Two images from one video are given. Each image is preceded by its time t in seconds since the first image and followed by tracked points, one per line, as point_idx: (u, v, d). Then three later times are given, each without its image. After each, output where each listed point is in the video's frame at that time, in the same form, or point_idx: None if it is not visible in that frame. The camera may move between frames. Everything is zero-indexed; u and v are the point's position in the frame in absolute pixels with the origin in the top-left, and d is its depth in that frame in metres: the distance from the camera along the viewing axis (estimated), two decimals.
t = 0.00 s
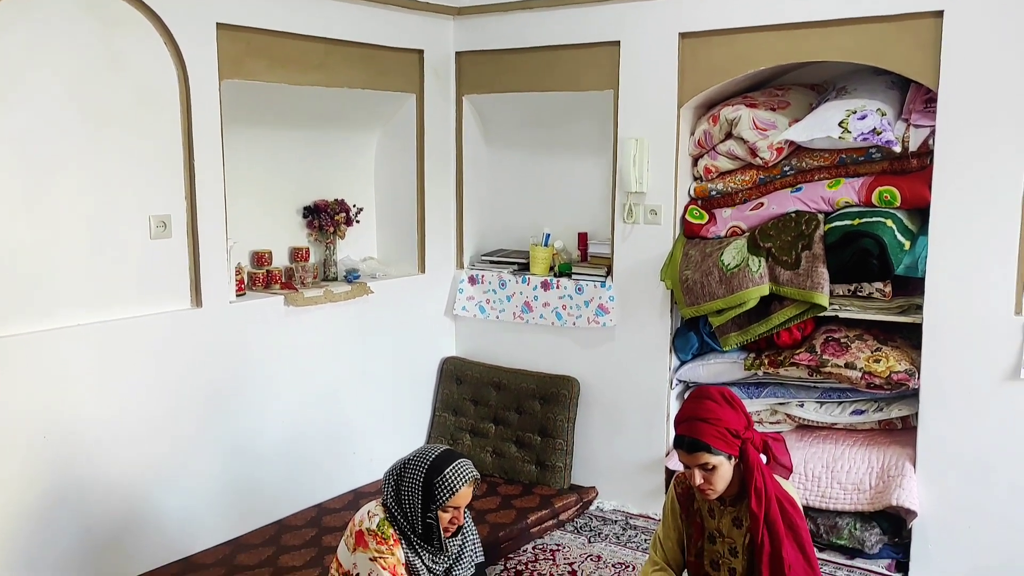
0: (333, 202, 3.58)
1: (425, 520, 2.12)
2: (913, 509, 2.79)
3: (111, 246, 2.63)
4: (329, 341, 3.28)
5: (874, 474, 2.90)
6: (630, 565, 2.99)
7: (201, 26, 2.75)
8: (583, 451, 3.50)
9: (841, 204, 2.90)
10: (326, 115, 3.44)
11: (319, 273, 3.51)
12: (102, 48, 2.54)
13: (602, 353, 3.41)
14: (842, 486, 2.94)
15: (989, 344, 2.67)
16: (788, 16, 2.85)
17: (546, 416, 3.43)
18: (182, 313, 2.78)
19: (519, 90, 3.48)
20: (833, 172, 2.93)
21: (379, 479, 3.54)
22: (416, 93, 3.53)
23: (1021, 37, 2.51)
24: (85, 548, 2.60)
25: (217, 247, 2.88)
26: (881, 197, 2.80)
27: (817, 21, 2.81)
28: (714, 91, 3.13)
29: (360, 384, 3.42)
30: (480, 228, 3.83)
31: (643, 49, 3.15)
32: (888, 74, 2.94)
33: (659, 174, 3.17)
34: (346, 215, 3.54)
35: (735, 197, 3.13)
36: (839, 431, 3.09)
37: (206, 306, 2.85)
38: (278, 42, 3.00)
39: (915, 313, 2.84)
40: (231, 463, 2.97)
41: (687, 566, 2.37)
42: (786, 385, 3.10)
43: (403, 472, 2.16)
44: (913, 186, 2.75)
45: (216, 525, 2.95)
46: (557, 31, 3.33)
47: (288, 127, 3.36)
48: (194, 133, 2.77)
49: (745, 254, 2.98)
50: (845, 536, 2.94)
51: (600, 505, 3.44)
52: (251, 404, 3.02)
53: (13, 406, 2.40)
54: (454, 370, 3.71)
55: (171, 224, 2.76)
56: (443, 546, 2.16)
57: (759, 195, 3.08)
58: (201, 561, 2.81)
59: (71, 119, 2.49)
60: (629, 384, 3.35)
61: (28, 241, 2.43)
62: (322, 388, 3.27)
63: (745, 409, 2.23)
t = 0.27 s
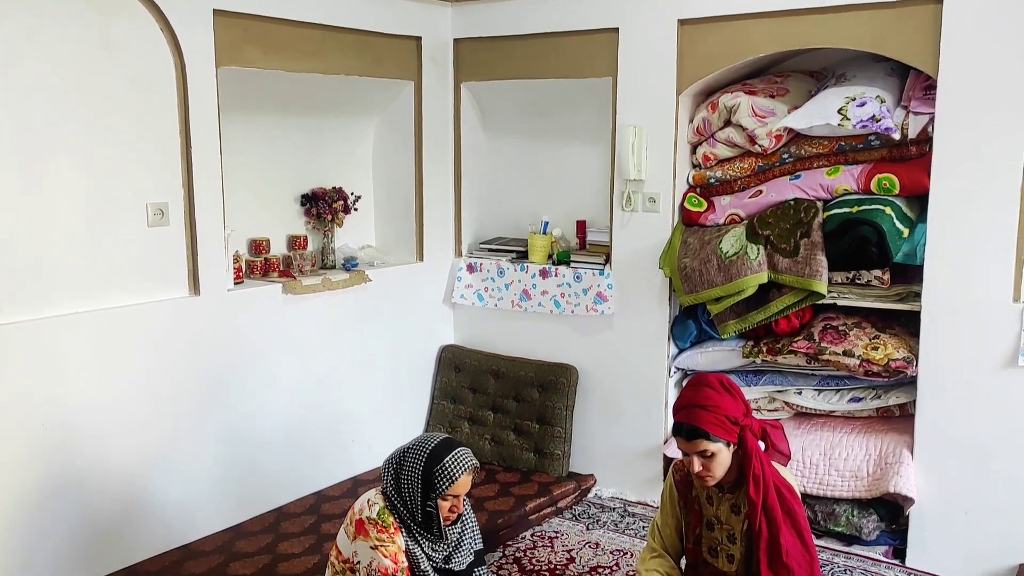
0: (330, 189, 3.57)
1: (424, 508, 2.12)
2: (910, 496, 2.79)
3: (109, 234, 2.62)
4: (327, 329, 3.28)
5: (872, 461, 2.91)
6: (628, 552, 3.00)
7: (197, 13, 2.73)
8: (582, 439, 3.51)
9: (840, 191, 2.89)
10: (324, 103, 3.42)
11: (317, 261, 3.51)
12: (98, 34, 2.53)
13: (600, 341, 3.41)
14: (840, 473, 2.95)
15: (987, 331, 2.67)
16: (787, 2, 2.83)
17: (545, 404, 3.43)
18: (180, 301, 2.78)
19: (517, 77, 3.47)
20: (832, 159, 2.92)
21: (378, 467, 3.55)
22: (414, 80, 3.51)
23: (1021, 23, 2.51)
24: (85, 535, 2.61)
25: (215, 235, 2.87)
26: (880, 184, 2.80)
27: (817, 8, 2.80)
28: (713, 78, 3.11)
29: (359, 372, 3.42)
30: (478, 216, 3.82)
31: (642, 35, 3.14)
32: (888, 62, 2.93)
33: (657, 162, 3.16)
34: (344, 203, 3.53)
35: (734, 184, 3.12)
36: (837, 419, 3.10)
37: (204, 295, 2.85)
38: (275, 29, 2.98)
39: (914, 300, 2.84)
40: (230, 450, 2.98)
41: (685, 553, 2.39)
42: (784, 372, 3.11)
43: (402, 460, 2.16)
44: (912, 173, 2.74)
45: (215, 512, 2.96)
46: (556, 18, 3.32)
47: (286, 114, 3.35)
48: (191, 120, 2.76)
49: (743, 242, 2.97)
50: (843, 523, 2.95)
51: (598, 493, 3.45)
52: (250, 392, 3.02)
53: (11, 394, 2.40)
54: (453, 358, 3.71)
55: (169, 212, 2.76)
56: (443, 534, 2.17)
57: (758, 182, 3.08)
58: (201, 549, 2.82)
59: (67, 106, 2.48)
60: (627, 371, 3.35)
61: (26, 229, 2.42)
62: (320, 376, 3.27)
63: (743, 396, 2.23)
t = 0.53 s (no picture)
0: (329, 177, 3.55)
1: (423, 496, 2.13)
2: (907, 483, 2.80)
3: (106, 222, 2.62)
4: (326, 318, 3.28)
5: (870, 449, 2.92)
6: (626, 539, 3.01)
7: None
8: (580, 427, 3.51)
9: (838, 179, 2.89)
10: (321, 91, 3.41)
11: (315, 250, 3.50)
12: (94, 21, 2.52)
13: (599, 329, 3.41)
14: (837, 460, 2.96)
15: (985, 319, 2.67)
16: None
17: (543, 392, 3.44)
18: (178, 290, 2.77)
19: (515, 65, 3.46)
20: (831, 147, 2.91)
21: (376, 455, 3.55)
22: (412, 68, 3.50)
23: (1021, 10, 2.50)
24: (84, 523, 2.61)
25: (213, 223, 2.87)
26: (878, 172, 2.80)
27: None
28: (712, 66, 3.10)
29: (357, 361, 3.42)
30: (476, 205, 3.81)
31: (641, 23, 3.13)
32: (887, 49, 2.92)
33: (656, 149, 3.16)
34: (341, 191, 3.52)
35: (732, 172, 3.11)
36: (835, 406, 3.11)
37: (202, 283, 2.85)
38: (272, 16, 2.97)
39: (912, 288, 2.85)
40: (228, 439, 2.98)
41: (684, 540, 2.40)
42: (781, 360, 3.11)
43: (401, 449, 2.16)
44: (912, 161, 2.74)
45: (215, 501, 2.96)
46: (554, 5, 3.30)
47: (283, 102, 3.34)
48: (188, 108, 2.75)
49: (742, 230, 2.97)
50: (840, 510, 2.96)
51: (596, 481, 3.46)
52: (248, 380, 3.02)
53: (9, 382, 2.39)
54: (452, 346, 3.71)
55: (166, 200, 2.75)
56: (441, 521, 2.18)
57: (757, 170, 3.07)
58: (200, 537, 2.83)
59: (63, 93, 2.47)
60: (625, 359, 3.35)
61: (22, 216, 2.42)
62: (318, 365, 3.27)
63: (742, 383, 2.23)
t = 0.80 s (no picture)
0: (325, 164, 3.53)
1: (422, 483, 2.13)
2: (904, 469, 2.81)
3: (102, 209, 2.61)
4: (323, 305, 3.27)
5: (867, 435, 2.93)
6: (623, 526, 3.02)
7: None
8: (578, 414, 3.52)
9: (836, 165, 2.89)
10: (318, 77, 3.40)
11: (313, 237, 3.49)
12: (89, 6, 2.50)
13: (596, 316, 3.41)
14: (834, 447, 2.97)
15: (982, 306, 2.68)
16: None
17: (541, 380, 3.44)
18: (175, 277, 2.77)
19: (512, 51, 3.44)
20: (829, 133, 2.91)
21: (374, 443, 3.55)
22: (409, 55, 3.49)
23: None
24: (83, 510, 2.62)
25: (209, 211, 2.86)
26: (877, 158, 2.79)
27: None
28: (710, 52, 3.09)
29: (355, 349, 3.42)
30: (474, 192, 3.81)
31: (638, 9, 3.11)
32: (886, 34, 2.92)
33: (653, 136, 3.15)
34: (338, 178, 3.51)
35: (730, 159, 3.11)
36: (832, 393, 3.12)
37: (199, 271, 2.84)
38: (268, 3, 2.95)
39: (909, 275, 2.85)
40: (227, 426, 2.98)
41: (681, 525, 2.41)
42: (779, 346, 3.12)
43: (399, 436, 2.16)
44: (910, 147, 2.74)
45: (213, 488, 2.97)
46: None
47: (280, 89, 3.33)
48: (184, 95, 2.74)
49: (740, 217, 2.96)
50: (837, 497, 2.97)
51: (594, 468, 3.46)
52: (246, 368, 3.02)
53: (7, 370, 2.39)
54: (449, 334, 3.71)
55: (162, 188, 2.74)
56: (440, 508, 2.18)
57: (755, 157, 3.07)
58: (199, 524, 2.83)
59: (58, 79, 2.45)
60: (623, 347, 3.36)
61: (18, 204, 2.41)
62: (316, 353, 3.27)
63: (740, 369, 2.23)
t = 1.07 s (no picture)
0: (322, 151, 3.52)
1: (420, 469, 2.13)
2: (901, 455, 2.82)
3: (97, 196, 2.60)
4: (320, 293, 3.27)
5: (864, 421, 2.93)
6: (621, 512, 3.03)
7: None
8: (575, 401, 3.52)
9: (834, 151, 2.88)
10: (314, 64, 3.38)
11: (309, 225, 3.48)
12: None
13: (594, 303, 3.40)
14: (831, 433, 2.97)
15: (979, 292, 2.68)
16: None
17: (538, 367, 3.44)
18: (172, 265, 2.76)
19: (509, 37, 3.42)
20: (827, 119, 2.90)
21: (372, 430, 3.56)
22: (405, 41, 3.47)
23: None
24: (81, 497, 2.62)
25: (206, 198, 2.85)
26: (875, 144, 2.79)
27: None
28: (707, 38, 3.07)
29: (352, 336, 3.42)
30: (471, 179, 3.80)
31: None
32: (884, 19, 2.91)
33: (651, 122, 3.15)
34: (335, 165, 3.50)
35: (728, 145, 3.10)
36: (829, 379, 3.13)
37: (195, 258, 2.83)
38: None
39: (907, 261, 2.85)
40: (224, 414, 2.98)
41: (678, 511, 2.42)
42: (776, 333, 3.12)
43: (397, 422, 2.16)
44: (908, 134, 2.74)
45: (210, 475, 2.97)
46: None
47: (275, 75, 3.31)
48: (179, 81, 2.72)
49: (737, 203, 2.96)
50: (834, 482, 2.98)
51: (592, 455, 3.47)
52: (243, 356, 3.02)
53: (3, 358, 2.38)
54: (447, 322, 3.71)
55: (158, 175, 2.73)
56: (438, 494, 2.19)
57: (753, 143, 3.06)
58: (197, 512, 2.84)
59: (52, 65, 2.44)
60: (621, 334, 3.35)
61: (12, 191, 2.39)
62: (313, 340, 3.27)
63: (738, 356, 2.23)
